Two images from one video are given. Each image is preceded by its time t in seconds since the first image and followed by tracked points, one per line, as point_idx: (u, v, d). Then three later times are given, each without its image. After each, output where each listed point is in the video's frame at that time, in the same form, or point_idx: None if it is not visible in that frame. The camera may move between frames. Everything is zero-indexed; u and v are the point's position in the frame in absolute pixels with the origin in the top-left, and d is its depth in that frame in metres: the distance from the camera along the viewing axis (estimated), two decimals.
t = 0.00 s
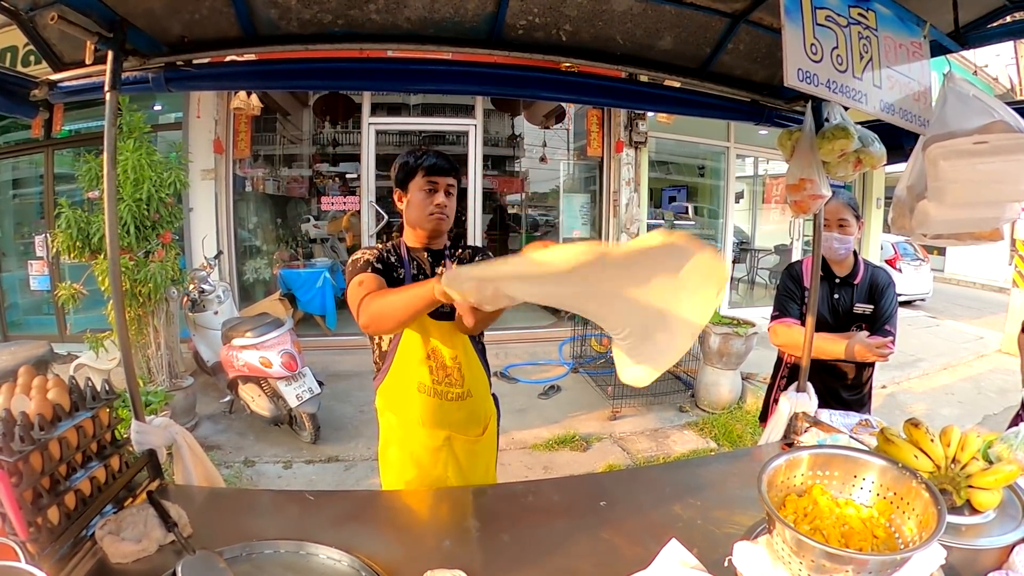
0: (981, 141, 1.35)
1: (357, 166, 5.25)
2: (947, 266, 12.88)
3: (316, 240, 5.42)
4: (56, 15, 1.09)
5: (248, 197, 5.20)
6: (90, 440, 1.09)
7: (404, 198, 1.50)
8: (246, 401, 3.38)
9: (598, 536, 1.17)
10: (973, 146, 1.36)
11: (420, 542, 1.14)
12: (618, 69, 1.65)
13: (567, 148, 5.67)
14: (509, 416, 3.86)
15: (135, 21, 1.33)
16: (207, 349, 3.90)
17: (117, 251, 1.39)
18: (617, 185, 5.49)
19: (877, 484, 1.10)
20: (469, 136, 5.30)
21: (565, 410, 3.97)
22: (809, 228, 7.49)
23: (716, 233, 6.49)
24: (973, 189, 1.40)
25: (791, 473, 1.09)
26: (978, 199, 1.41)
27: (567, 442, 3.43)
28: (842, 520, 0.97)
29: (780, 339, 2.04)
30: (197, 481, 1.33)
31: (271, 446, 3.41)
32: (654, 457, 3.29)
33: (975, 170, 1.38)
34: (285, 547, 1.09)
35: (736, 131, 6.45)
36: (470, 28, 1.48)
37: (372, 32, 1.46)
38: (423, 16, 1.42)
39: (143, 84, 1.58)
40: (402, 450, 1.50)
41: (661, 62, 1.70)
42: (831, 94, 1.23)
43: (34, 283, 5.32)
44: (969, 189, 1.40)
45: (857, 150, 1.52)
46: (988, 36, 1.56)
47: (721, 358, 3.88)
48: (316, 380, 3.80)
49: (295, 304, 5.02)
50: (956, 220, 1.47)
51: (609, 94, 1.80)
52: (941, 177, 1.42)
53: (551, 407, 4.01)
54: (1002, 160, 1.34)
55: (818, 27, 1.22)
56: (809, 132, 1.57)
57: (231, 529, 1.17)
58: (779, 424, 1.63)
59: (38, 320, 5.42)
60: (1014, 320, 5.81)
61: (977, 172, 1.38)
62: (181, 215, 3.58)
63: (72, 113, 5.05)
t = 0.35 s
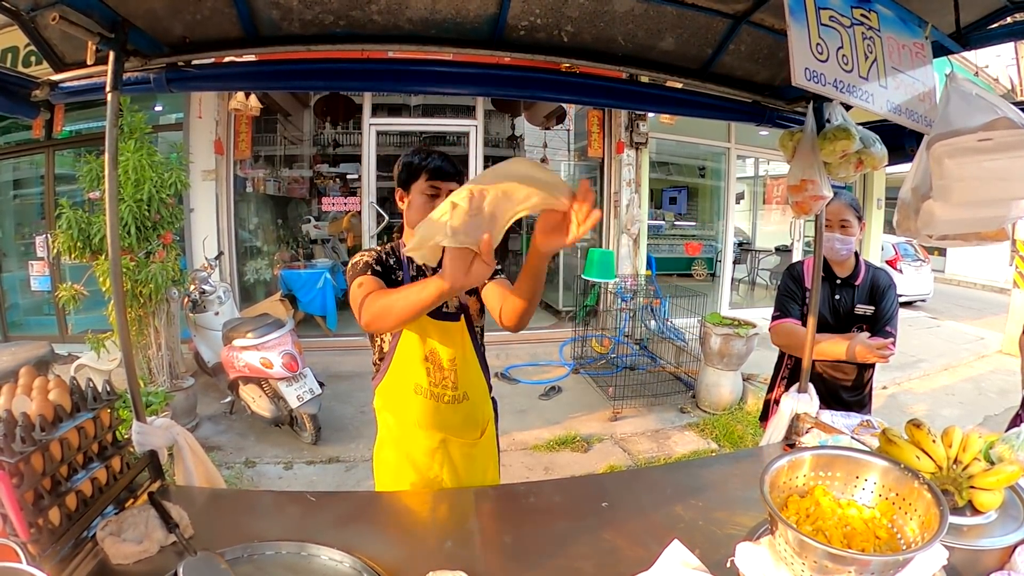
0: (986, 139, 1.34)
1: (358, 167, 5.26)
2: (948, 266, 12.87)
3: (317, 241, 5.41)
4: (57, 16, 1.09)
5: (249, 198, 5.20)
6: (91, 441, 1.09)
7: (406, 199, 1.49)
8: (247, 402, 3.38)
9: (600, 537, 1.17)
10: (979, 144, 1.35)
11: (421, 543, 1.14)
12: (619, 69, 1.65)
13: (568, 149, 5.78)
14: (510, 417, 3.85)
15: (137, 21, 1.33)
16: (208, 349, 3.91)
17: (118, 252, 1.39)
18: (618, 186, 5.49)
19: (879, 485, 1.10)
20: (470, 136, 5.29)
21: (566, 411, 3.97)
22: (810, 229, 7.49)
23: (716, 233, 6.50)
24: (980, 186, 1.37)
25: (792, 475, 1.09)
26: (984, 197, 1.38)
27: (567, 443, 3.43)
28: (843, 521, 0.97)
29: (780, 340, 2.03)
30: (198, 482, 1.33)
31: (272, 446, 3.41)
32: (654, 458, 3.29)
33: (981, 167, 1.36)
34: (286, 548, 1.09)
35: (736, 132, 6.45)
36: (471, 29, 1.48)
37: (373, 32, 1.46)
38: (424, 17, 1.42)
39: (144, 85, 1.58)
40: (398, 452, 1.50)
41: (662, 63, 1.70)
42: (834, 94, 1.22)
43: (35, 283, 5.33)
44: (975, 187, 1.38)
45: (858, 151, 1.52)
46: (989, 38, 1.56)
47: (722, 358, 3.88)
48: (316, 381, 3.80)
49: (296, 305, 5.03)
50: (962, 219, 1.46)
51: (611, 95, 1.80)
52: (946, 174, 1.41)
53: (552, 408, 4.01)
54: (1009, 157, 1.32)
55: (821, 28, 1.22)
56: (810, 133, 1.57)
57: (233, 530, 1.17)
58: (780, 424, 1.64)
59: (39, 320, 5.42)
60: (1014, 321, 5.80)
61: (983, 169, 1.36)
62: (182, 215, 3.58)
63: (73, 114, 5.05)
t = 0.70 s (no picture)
0: (978, 144, 1.33)
1: (359, 168, 5.26)
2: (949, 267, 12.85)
3: (317, 242, 5.41)
4: (58, 16, 1.09)
5: (249, 199, 5.21)
6: (92, 442, 1.09)
7: (411, 201, 1.49)
8: (248, 403, 3.38)
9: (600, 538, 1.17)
10: (970, 149, 1.35)
11: (422, 544, 1.14)
12: (619, 71, 1.65)
13: (569, 150, 5.77)
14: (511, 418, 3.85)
15: (138, 22, 1.34)
16: (209, 350, 3.91)
17: (120, 253, 1.40)
18: (618, 187, 5.50)
19: (879, 486, 1.10)
20: (471, 137, 5.30)
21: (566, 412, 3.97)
22: (810, 230, 7.49)
23: (717, 234, 6.50)
24: (972, 191, 1.37)
25: (792, 475, 1.09)
26: (977, 201, 1.39)
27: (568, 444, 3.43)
28: (843, 522, 0.97)
29: (780, 341, 2.03)
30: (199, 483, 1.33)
31: (272, 447, 3.41)
32: (655, 459, 3.29)
33: (973, 172, 1.36)
34: (287, 549, 1.09)
35: (736, 133, 6.46)
36: (471, 30, 1.49)
37: (374, 34, 1.47)
38: (425, 18, 1.42)
39: (145, 86, 1.59)
40: (399, 454, 1.50)
41: (662, 64, 1.70)
42: (832, 97, 1.23)
43: (36, 284, 5.34)
44: (968, 191, 1.38)
45: (858, 153, 1.52)
46: (988, 39, 1.56)
47: (722, 359, 3.87)
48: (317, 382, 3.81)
49: (296, 305, 5.03)
50: (956, 221, 1.46)
51: (611, 97, 1.80)
52: (938, 179, 1.41)
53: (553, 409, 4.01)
54: (1000, 162, 1.32)
55: (820, 30, 1.22)
56: (810, 135, 1.57)
57: (233, 530, 1.17)
58: (780, 425, 1.64)
59: (39, 321, 5.42)
60: (1015, 322, 5.80)
61: (976, 174, 1.36)
62: (182, 216, 3.59)
63: (74, 115, 5.06)
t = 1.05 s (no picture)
0: (974, 147, 1.35)
1: (358, 169, 5.27)
2: (948, 267, 12.87)
3: (317, 243, 5.41)
4: (59, 18, 1.09)
5: (248, 200, 5.21)
6: (93, 443, 1.09)
7: (408, 203, 1.50)
8: (247, 404, 3.38)
9: (600, 539, 1.17)
10: (968, 152, 1.36)
11: (422, 545, 1.14)
12: (618, 72, 1.66)
13: (567, 150, 5.65)
14: (510, 419, 3.85)
15: (138, 24, 1.34)
16: (208, 351, 3.91)
17: (119, 254, 1.40)
18: (617, 188, 5.51)
19: (878, 487, 1.10)
20: (470, 138, 5.30)
21: (566, 413, 3.97)
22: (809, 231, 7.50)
23: (716, 235, 6.51)
24: (968, 194, 1.38)
25: (791, 476, 1.09)
26: (974, 204, 1.39)
27: (567, 445, 3.43)
28: (842, 522, 0.97)
29: (779, 342, 2.04)
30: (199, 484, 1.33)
31: (272, 448, 3.41)
32: (654, 459, 3.29)
33: (970, 175, 1.36)
34: (287, 550, 1.09)
35: (735, 134, 6.47)
36: (471, 32, 1.49)
37: (373, 35, 1.47)
38: (425, 21, 1.42)
39: (145, 87, 1.58)
40: (393, 454, 1.50)
41: (661, 66, 1.70)
42: (832, 98, 1.23)
43: (35, 285, 5.33)
44: (964, 193, 1.38)
45: (857, 154, 1.53)
46: (987, 40, 1.57)
47: (721, 360, 3.88)
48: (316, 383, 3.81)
49: (295, 307, 5.03)
50: (952, 223, 1.46)
51: (610, 98, 1.80)
52: (935, 180, 1.42)
53: (552, 410, 4.01)
54: (997, 165, 1.33)
55: (819, 32, 1.22)
56: (809, 136, 1.58)
57: (233, 531, 1.17)
58: (779, 426, 1.65)
59: (38, 322, 5.42)
60: (1014, 322, 5.81)
61: (972, 176, 1.36)
62: (182, 217, 3.58)
63: (73, 116, 5.06)
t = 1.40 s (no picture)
0: (975, 144, 1.36)
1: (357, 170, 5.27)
2: (947, 268, 12.88)
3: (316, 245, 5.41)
4: (58, 20, 1.10)
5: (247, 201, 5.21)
6: (91, 444, 1.09)
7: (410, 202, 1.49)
8: (246, 406, 3.37)
9: (599, 540, 1.17)
10: (968, 149, 1.37)
11: (420, 547, 1.14)
12: (617, 74, 1.66)
13: (567, 153, 5.76)
14: (509, 421, 3.85)
15: (136, 26, 1.34)
16: (207, 353, 3.89)
17: (117, 255, 1.39)
18: (616, 190, 5.52)
19: (876, 489, 1.10)
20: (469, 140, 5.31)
21: (565, 415, 3.97)
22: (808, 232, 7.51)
23: (715, 237, 6.52)
24: (970, 192, 1.39)
25: (790, 478, 1.09)
26: (977, 202, 1.40)
27: (566, 447, 3.43)
28: (841, 524, 0.97)
29: (778, 342, 2.04)
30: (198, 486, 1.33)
31: (271, 450, 3.40)
32: (653, 461, 3.29)
33: (970, 172, 1.38)
34: (285, 552, 1.09)
35: (734, 136, 6.48)
36: (470, 35, 1.50)
37: (372, 38, 1.47)
38: (424, 23, 1.43)
39: (144, 89, 1.58)
40: (392, 454, 1.51)
41: (660, 68, 1.71)
42: (829, 101, 1.24)
43: (34, 287, 5.33)
44: (966, 191, 1.39)
45: (855, 155, 1.53)
46: (985, 42, 1.58)
47: (720, 362, 3.88)
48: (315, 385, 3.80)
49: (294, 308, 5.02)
50: (954, 224, 1.46)
51: (609, 100, 1.81)
52: (936, 180, 1.42)
53: (551, 412, 4.01)
54: (998, 162, 1.35)
55: (817, 35, 1.23)
56: (808, 137, 1.58)
57: (232, 533, 1.17)
58: (779, 427, 1.64)
59: (38, 323, 5.42)
60: (1013, 324, 5.82)
61: (971, 174, 1.38)
62: (181, 219, 3.58)
63: (72, 117, 5.06)
